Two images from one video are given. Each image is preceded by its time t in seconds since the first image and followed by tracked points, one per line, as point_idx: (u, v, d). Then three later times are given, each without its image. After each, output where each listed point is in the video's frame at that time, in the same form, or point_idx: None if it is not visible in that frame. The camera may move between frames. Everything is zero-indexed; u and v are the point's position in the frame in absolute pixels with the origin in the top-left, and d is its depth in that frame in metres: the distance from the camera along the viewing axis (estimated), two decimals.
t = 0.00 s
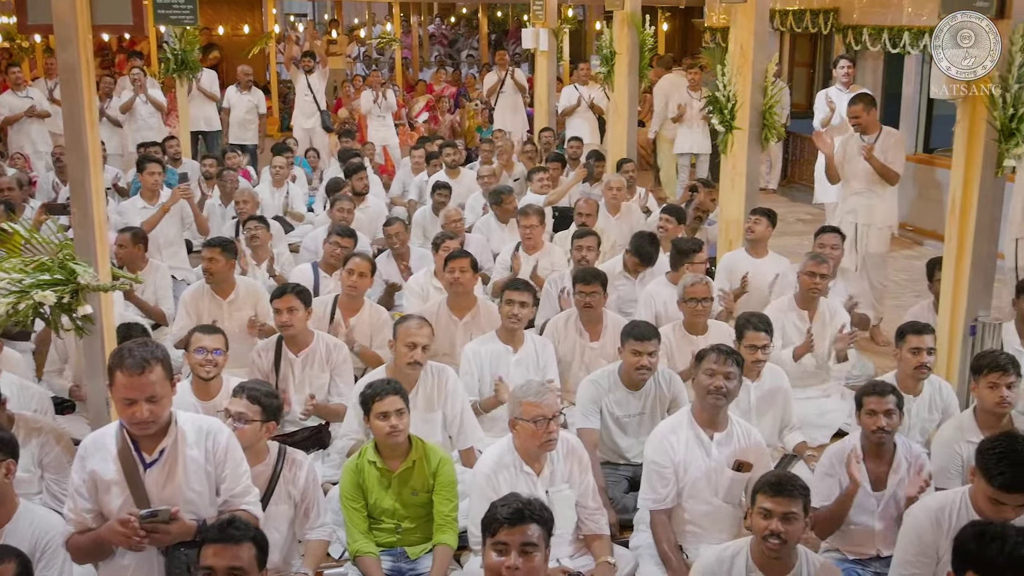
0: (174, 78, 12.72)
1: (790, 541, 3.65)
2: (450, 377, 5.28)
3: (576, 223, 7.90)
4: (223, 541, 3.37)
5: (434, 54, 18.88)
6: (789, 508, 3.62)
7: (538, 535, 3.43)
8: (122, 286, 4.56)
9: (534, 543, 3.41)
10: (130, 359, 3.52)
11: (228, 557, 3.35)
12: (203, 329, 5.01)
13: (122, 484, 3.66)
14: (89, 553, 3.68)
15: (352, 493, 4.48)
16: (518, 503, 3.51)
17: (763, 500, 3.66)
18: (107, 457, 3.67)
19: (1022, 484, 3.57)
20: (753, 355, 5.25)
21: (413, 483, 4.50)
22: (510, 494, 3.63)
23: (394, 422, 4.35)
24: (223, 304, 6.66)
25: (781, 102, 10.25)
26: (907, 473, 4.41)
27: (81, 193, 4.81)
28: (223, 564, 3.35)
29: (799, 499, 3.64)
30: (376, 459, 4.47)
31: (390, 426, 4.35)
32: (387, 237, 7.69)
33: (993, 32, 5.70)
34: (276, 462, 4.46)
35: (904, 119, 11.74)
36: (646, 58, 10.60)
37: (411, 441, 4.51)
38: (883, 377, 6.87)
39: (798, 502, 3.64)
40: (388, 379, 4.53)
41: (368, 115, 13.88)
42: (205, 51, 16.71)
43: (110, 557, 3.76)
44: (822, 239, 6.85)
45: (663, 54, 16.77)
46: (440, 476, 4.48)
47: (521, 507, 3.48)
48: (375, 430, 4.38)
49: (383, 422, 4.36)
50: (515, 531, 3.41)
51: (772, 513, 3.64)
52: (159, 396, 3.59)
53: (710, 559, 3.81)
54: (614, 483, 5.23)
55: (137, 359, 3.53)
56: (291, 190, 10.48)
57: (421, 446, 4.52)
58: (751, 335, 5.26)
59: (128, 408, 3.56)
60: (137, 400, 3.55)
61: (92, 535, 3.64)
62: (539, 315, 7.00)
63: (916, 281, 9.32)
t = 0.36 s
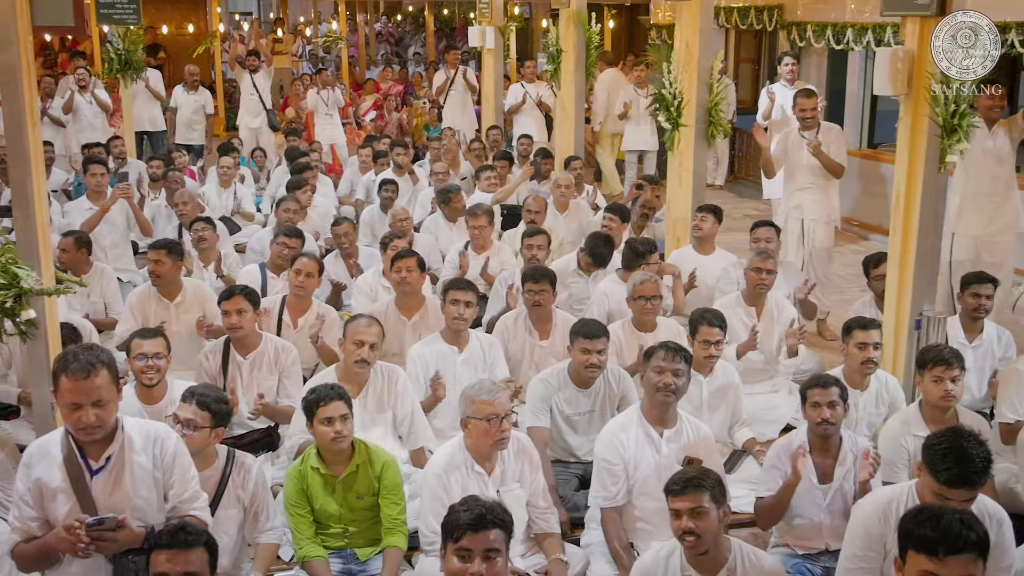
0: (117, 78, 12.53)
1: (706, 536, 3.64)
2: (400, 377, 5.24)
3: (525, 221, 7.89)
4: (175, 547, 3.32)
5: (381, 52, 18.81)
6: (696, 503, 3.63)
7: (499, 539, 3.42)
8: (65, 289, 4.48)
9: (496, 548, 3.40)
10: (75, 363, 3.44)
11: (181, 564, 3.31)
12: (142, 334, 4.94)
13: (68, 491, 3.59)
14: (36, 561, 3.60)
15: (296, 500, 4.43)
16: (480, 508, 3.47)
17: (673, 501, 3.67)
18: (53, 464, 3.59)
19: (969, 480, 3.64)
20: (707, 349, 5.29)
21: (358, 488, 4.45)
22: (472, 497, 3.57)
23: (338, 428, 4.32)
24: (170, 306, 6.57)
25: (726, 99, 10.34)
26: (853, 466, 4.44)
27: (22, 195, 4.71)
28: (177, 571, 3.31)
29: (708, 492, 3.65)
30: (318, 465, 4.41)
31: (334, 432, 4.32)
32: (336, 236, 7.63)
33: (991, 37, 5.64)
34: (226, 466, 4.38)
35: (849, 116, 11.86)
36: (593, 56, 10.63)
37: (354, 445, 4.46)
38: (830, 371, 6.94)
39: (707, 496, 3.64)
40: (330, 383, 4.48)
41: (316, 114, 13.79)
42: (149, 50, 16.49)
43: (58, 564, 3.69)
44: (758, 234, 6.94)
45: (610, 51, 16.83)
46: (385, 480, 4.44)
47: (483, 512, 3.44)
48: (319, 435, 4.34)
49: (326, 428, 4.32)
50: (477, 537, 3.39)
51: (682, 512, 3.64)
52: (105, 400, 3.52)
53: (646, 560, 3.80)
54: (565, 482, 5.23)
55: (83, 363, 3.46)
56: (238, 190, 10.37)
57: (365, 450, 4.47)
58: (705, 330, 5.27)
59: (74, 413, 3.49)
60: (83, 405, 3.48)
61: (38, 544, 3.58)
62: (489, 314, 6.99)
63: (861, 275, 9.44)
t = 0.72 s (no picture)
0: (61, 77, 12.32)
1: (650, 532, 3.64)
2: (352, 378, 5.20)
3: (476, 218, 7.87)
4: (118, 560, 3.28)
5: (331, 50, 18.72)
6: (633, 504, 3.62)
7: (481, 554, 3.39)
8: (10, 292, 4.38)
9: (479, 563, 3.38)
10: (18, 370, 3.38)
11: None
12: (90, 337, 4.84)
13: (12, 500, 3.53)
14: None
15: (247, 503, 4.39)
16: (465, 521, 3.43)
17: (613, 501, 3.65)
18: None
19: (913, 473, 3.68)
20: (673, 343, 5.34)
21: (309, 490, 4.42)
22: (455, 508, 3.53)
23: (291, 432, 4.28)
24: (117, 309, 6.46)
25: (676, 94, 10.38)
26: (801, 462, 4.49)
27: None
28: None
29: (646, 488, 3.65)
30: (269, 468, 4.37)
31: (287, 437, 4.28)
32: (287, 236, 7.56)
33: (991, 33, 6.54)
34: (175, 471, 4.32)
35: (796, 113, 11.97)
36: (543, 53, 10.58)
37: (305, 448, 4.42)
38: (779, 366, 7.01)
39: (646, 492, 3.65)
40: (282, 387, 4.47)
41: (266, 112, 13.65)
42: (95, 49, 16.25)
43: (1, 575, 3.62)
44: (711, 230, 6.98)
45: (560, 48, 16.84)
46: (336, 482, 4.41)
47: (466, 525, 3.40)
48: (271, 439, 4.30)
49: (279, 433, 4.29)
50: (462, 551, 3.36)
51: (626, 511, 3.63)
52: (51, 408, 3.45)
53: (588, 560, 3.82)
54: (518, 480, 5.22)
55: (26, 370, 3.39)
56: (187, 191, 10.24)
57: (316, 452, 4.43)
58: (673, 324, 5.32)
59: (18, 421, 3.42)
60: (27, 412, 3.41)
61: None
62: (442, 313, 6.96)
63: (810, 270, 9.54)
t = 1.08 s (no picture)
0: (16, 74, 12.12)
1: (620, 532, 3.62)
2: (307, 380, 5.16)
3: (433, 218, 7.83)
4: (66, 569, 3.21)
5: (291, 48, 18.64)
6: (600, 504, 3.61)
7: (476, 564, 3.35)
8: None
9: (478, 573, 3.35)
10: None
11: None
12: (44, 338, 4.74)
13: None
14: None
15: (204, 506, 4.31)
16: (455, 527, 3.39)
17: (584, 499, 3.63)
18: None
19: (866, 476, 3.70)
20: (637, 345, 5.34)
21: (269, 495, 4.36)
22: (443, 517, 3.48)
23: (250, 436, 4.21)
24: (70, 310, 6.35)
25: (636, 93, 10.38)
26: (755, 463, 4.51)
27: None
28: None
29: (616, 488, 3.65)
30: (230, 471, 4.30)
31: (245, 440, 4.22)
32: (244, 236, 7.48)
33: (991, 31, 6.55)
34: (125, 475, 4.26)
35: (755, 114, 12.05)
36: (503, 53, 10.54)
37: (267, 452, 4.37)
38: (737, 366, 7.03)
39: (616, 491, 3.64)
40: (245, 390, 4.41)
41: (226, 110, 13.61)
42: (51, 45, 16.03)
43: None
44: (679, 233, 6.97)
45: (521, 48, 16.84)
46: (297, 487, 4.36)
47: (467, 534, 3.37)
48: (230, 442, 4.24)
49: (238, 436, 4.22)
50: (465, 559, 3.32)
51: (597, 510, 3.61)
52: None
53: (548, 562, 3.75)
54: (475, 482, 5.22)
55: None
56: (143, 190, 10.11)
57: (279, 458, 4.37)
58: (638, 325, 5.34)
59: None
60: None
61: None
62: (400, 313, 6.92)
63: (769, 270, 9.59)
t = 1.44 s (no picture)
0: None
1: (620, 532, 3.63)
2: (283, 382, 5.12)
3: (409, 217, 7.81)
4: None
5: (266, 48, 18.60)
6: (609, 499, 3.62)
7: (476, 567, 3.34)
8: None
9: None
10: None
11: None
12: (27, 341, 4.71)
13: None
14: None
15: (184, 514, 4.28)
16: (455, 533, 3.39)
17: (586, 496, 3.63)
18: None
19: (841, 473, 3.72)
20: (607, 344, 5.33)
21: (249, 506, 4.33)
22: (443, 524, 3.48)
23: (231, 449, 4.18)
24: (45, 314, 6.28)
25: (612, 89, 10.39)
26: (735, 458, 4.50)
27: None
28: None
29: (620, 488, 3.65)
30: (212, 481, 4.27)
31: (226, 452, 4.18)
32: (220, 237, 7.43)
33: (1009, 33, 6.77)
34: (100, 480, 4.22)
35: (729, 110, 12.10)
36: (477, 51, 10.55)
37: (249, 462, 4.33)
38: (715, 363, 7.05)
39: (620, 492, 3.65)
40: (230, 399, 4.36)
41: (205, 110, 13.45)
42: (22, 46, 15.89)
43: None
44: (653, 232, 6.97)
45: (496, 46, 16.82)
46: (280, 498, 4.33)
47: (467, 538, 3.37)
48: (211, 453, 4.20)
49: (219, 448, 4.18)
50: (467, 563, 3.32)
51: (600, 507, 3.62)
52: None
53: (540, 558, 3.75)
54: (453, 482, 5.19)
55: None
56: (118, 191, 10.03)
57: (261, 468, 4.35)
58: (606, 325, 5.32)
59: None
60: None
61: None
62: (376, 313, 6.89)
63: (744, 266, 9.63)
